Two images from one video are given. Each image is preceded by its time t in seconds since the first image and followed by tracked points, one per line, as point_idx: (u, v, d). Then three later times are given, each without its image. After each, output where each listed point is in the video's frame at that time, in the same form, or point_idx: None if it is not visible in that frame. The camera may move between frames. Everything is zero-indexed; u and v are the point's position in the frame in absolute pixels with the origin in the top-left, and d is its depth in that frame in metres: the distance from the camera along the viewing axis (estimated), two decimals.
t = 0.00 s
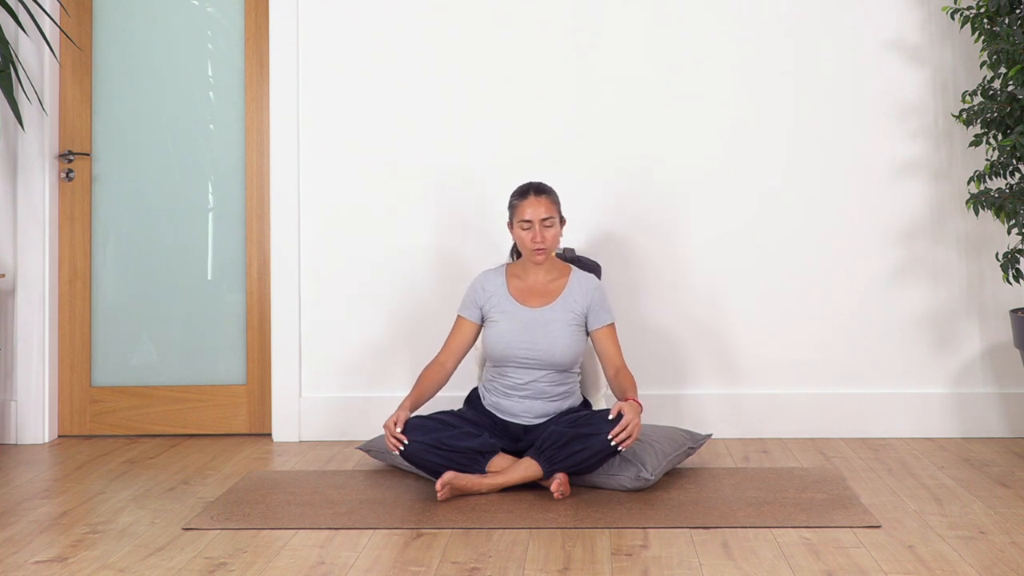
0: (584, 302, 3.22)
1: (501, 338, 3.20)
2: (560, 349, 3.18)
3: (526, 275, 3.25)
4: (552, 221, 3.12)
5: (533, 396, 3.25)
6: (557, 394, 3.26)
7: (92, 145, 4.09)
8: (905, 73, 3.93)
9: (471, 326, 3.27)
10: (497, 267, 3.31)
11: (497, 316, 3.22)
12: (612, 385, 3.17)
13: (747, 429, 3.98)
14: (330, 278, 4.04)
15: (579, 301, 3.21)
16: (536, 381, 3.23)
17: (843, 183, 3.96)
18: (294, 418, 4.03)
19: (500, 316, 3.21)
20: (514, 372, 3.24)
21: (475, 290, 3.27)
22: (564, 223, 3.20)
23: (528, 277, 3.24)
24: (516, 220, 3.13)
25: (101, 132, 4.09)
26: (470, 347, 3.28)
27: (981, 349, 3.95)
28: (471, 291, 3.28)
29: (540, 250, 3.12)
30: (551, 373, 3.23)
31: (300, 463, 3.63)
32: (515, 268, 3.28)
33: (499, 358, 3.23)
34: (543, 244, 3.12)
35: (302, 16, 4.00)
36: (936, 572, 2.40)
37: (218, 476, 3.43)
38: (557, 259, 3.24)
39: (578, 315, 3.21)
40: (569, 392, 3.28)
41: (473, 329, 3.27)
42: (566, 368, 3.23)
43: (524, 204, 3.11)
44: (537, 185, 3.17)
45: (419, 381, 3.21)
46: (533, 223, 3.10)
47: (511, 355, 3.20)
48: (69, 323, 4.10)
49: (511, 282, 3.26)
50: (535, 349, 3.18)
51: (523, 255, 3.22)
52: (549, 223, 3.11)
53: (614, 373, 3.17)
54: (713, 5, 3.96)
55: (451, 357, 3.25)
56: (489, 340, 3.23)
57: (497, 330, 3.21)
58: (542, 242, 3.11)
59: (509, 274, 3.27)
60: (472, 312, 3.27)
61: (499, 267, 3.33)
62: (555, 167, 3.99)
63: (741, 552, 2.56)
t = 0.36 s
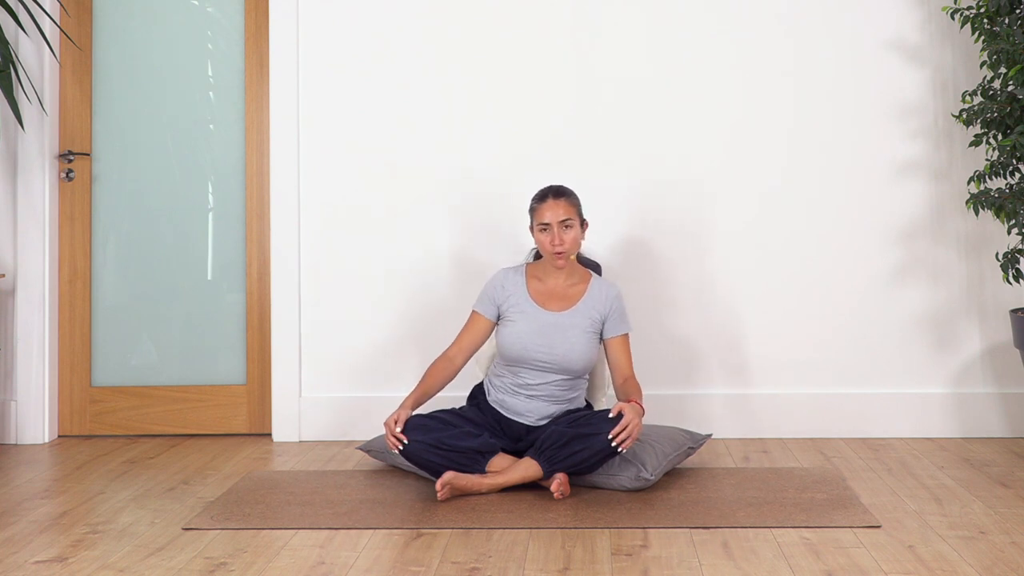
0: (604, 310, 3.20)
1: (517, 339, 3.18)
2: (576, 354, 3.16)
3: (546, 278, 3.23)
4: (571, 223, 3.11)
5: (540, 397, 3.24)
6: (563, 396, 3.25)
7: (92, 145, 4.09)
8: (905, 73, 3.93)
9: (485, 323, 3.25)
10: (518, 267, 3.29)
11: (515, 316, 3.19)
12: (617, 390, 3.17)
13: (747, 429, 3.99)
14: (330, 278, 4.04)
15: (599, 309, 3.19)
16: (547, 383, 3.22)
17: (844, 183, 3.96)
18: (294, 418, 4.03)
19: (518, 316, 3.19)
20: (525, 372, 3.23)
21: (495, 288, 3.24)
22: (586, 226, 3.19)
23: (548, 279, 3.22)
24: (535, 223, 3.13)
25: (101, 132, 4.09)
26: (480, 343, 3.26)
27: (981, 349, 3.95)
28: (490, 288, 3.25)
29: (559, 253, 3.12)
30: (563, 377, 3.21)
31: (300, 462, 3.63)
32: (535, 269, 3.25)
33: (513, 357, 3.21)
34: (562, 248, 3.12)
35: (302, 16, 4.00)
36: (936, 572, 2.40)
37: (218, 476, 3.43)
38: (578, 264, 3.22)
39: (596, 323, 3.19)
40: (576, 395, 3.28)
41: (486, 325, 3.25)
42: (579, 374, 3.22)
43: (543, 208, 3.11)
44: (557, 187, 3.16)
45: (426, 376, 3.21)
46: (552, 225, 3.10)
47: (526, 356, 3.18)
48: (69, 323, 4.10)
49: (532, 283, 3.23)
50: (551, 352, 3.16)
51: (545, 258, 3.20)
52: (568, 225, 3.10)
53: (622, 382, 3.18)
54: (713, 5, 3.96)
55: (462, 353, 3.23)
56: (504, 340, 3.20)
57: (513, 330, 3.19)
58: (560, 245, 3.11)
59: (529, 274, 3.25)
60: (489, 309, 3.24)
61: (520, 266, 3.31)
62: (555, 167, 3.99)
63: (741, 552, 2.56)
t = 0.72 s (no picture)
0: (614, 318, 3.20)
1: (527, 340, 3.17)
2: (584, 359, 3.17)
3: (558, 281, 3.22)
4: (585, 227, 3.09)
5: (544, 398, 3.24)
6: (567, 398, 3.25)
7: (92, 145, 4.09)
8: (905, 73, 3.93)
9: (495, 321, 3.24)
10: (531, 268, 3.28)
11: (526, 317, 3.19)
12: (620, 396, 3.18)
13: (746, 429, 3.99)
14: (330, 278, 4.04)
15: (609, 316, 3.20)
16: (553, 385, 3.22)
17: (844, 183, 3.96)
18: (294, 418, 4.02)
19: (529, 317, 3.19)
20: (532, 372, 3.23)
21: (507, 287, 3.24)
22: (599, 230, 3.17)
23: (560, 283, 3.22)
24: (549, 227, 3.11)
25: (101, 132, 4.09)
26: (484, 344, 3.24)
27: (981, 349, 3.95)
28: (503, 287, 3.25)
29: (573, 257, 3.10)
30: (570, 380, 3.21)
31: (300, 462, 3.63)
32: (549, 271, 3.24)
33: (521, 357, 3.20)
34: (576, 252, 3.09)
35: (302, 16, 4.00)
36: (936, 572, 2.40)
37: (218, 476, 3.43)
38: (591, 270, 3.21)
39: (606, 329, 3.19)
40: (580, 398, 3.28)
41: (496, 323, 3.25)
42: (585, 378, 3.22)
43: (557, 212, 3.09)
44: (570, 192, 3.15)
45: (430, 374, 3.20)
46: (566, 230, 3.08)
47: (534, 357, 3.18)
48: (69, 323, 4.10)
49: (544, 285, 3.23)
50: (560, 355, 3.16)
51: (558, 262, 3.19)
52: (582, 229, 3.08)
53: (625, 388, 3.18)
54: (713, 5, 3.96)
55: (469, 351, 3.21)
56: (514, 340, 3.20)
57: (523, 331, 3.19)
58: (574, 249, 3.09)
59: (542, 276, 3.24)
60: (500, 308, 3.24)
61: (532, 267, 3.30)
62: (555, 167, 3.99)
63: (741, 551, 2.56)
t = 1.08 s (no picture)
0: (621, 322, 3.19)
1: (532, 342, 3.16)
2: (589, 363, 3.16)
3: (565, 283, 3.19)
4: (594, 232, 3.05)
5: (547, 399, 3.24)
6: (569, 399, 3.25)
7: (92, 145, 4.09)
8: (905, 73, 3.93)
9: (500, 320, 3.21)
10: (537, 268, 3.25)
11: (533, 319, 3.17)
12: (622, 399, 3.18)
13: (746, 429, 3.99)
14: (330, 278, 4.04)
15: (615, 320, 3.18)
16: (556, 386, 3.22)
17: (844, 183, 3.96)
18: (293, 418, 4.02)
19: (536, 319, 3.16)
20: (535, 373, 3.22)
21: (514, 287, 3.20)
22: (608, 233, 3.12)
23: (566, 285, 3.19)
24: (557, 231, 3.07)
25: (101, 132, 4.09)
26: (489, 344, 3.21)
27: (981, 349, 3.95)
28: (509, 287, 3.21)
29: (581, 262, 3.06)
30: (573, 382, 3.21)
31: (300, 462, 3.63)
32: (554, 273, 3.22)
33: (526, 358, 3.19)
34: (585, 257, 3.06)
35: (302, 16, 4.00)
36: (936, 572, 2.40)
37: (218, 476, 3.43)
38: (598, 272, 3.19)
39: (611, 333, 3.18)
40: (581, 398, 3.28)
41: (502, 323, 3.21)
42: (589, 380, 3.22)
43: (565, 216, 3.05)
44: (580, 195, 3.09)
45: (432, 372, 3.17)
46: (574, 235, 3.04)
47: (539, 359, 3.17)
48: (68, 323, 4.10)
49: (551, 287, 3.20)
50: (565, 359, 3.16)
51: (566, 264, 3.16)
52: (591, 234, 3.04)
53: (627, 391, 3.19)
54: (713, 5, 3.96)
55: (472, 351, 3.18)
56: (519, 341, 3.18)
57: (529, 333, 3.17)
58: (583, 254, 3.05)
59: (549, 278, 3.21)
60: (505, 308, 3.21)
61: (539, 267, 3.27)
62: (555, 167, 3.99)
63: (742, 551, 2.56)
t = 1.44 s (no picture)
0: (617, 321, 3.19)
1: (527, 342, 3.16)
2: (585, 361, 3.16)
3: (560, 282, 3.19)
4: (588, 236, 3.05)
5: (545, 399, 3.24)
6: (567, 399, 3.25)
7: (92, 145, 4.09)
8: (905, 73, 3.93)
9: (495, 320, 3.22)
10: (533, 268, 3.25)
11: (528, 319, 3.17)
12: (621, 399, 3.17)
13: (746, 429, 3.99)
14: (330, 278, 4.04)
15: (611, 319, 3.18)
16: (554, 386, 3.22)
17: (844, 183, 3.96)
18: (294, 418, 4.02)
19: (531, 319, 3.17)
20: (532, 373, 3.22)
21: (509, 287, 3.21)
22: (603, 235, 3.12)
23: (561, 285, 3.19)
24: (552, 232, 3.07)
25: (101, 132, 4.09)
26: (484, 343, 3.22)
27: (982, 349, 3.95)
28: (504, 287, 3.22)
29: (574, 264, 3.07)
30: (570, 381, 3.21)
31: (300, 463, 3.63)
32: (549, 272, 3.22)
33: (522, 358, 3.19)
34: (578, 259, 3.06)
35: (302, 16, 4.00)
36: (936, 572, 2.40)
37: (218, 476, 3.43)
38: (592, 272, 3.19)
39: (606, 332, 3.18)
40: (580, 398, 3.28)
41: (496, 323, 3.22)
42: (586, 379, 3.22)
43: (560, 218, 3.04)
44: (577, 195, 3.08)
45: (430, 372, 3.18)
46: (568, 238, 3.04)
47: (535, 359, 3.17)
48: (69, 323, 4.10)
49: (546, 286, 3.20)
50: (561, 358, 3.16)
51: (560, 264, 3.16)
52: (585, 238, 3.04)
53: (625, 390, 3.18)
54: (713, 5, 3.96)
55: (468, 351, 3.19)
56: (515, 341, 3.18)
57: (524, 332, 3.17)
58: (576, 257, 3.06)
59: (545, 277, 3.21)
60: (501, 308, 3.21)
61: (534, 267, 3.27)
62: (555, 167, 3.99)
63: (741, 551, 2.56)
